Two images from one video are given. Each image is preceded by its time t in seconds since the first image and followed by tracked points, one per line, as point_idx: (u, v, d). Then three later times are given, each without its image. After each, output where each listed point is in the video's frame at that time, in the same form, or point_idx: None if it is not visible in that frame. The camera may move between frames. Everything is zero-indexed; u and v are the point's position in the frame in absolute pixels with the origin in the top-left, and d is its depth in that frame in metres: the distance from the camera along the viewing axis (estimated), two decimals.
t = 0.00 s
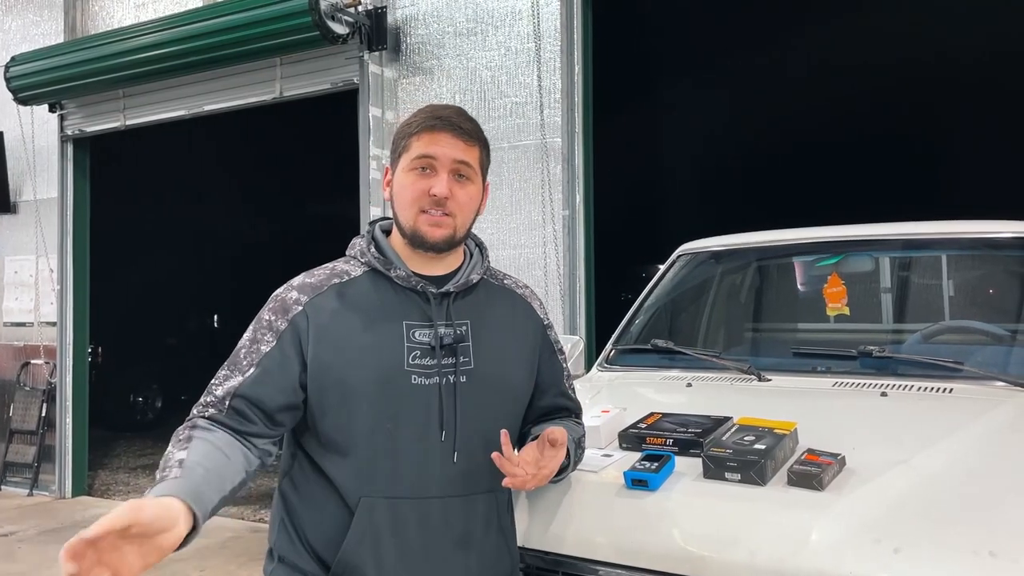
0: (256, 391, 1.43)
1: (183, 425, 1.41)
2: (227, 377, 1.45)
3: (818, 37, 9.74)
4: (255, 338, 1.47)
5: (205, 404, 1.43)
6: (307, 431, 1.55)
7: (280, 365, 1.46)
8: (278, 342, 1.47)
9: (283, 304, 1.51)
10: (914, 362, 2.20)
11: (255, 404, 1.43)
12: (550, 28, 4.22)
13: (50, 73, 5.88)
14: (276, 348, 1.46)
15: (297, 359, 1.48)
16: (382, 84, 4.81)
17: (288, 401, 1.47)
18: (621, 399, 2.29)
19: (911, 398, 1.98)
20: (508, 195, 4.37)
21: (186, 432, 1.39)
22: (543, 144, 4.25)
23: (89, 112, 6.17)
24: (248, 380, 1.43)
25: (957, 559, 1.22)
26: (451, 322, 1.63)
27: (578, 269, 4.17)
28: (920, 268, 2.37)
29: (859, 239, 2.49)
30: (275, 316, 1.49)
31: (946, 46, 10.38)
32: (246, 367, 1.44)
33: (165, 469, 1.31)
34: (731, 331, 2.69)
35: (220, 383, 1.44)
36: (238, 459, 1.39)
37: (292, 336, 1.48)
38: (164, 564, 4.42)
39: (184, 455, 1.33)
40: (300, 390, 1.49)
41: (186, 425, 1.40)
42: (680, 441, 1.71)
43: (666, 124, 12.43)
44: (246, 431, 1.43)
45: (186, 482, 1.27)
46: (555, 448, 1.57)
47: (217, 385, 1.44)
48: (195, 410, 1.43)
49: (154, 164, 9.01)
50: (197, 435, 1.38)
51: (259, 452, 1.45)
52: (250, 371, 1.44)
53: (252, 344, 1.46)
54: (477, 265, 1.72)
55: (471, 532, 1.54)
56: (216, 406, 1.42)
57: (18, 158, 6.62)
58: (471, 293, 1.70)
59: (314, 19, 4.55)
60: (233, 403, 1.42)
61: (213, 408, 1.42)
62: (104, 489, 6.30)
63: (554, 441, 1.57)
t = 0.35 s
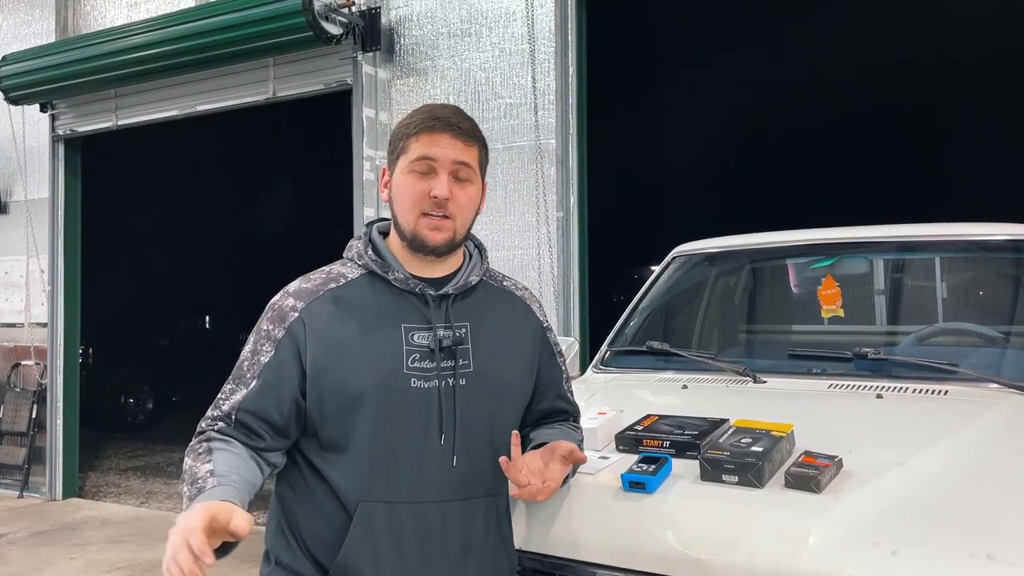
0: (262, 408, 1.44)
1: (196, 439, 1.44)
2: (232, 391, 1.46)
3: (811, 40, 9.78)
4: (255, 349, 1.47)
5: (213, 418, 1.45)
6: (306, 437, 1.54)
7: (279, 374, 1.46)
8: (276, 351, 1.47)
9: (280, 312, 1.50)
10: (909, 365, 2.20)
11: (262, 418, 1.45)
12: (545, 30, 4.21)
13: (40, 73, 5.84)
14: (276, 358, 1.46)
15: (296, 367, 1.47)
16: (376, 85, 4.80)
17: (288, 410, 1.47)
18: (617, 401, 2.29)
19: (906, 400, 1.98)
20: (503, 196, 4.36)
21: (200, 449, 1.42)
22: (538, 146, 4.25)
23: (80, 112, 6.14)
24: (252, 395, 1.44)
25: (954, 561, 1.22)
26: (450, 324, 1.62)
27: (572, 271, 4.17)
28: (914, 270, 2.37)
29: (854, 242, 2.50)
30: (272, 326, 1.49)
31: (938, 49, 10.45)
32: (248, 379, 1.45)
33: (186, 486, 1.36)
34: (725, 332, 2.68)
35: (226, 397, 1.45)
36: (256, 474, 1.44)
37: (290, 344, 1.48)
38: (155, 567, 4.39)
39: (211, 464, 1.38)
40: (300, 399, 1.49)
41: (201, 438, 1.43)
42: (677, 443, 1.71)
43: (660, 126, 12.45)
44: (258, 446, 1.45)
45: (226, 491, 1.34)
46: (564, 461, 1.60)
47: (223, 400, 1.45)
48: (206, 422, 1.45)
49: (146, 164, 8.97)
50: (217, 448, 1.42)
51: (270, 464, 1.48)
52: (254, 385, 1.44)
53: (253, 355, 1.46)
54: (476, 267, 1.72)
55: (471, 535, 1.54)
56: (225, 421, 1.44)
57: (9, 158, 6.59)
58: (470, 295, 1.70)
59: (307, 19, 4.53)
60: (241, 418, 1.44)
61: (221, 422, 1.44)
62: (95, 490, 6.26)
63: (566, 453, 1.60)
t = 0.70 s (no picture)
0: (262, 410, 1.44)
1: (196, 437, 1.42)
2: (230, 392, 1.45)
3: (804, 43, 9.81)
4: (253, 350, 1.46)
5: (211, 421, 1.43)
6: (305, 437, 1.53)
7: (278, 374, 1.46)
8: (275, 352, 1.46)
9: (278, 313, 1.50)
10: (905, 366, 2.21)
11: (262, 420, 1.44)
12: (540, 31, 4.21)
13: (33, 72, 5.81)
14: (276, 359, 1.45)
15: (295, 368, 1.47)
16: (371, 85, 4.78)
17: (287, 411, 1.46)
18: (613, 401, 2.29)
19: (903, 401, 1.98)
20: (498, 197, 4.35)
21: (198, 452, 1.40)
22: (533, 147, 4.24)
23: (73, 112, 6.11)
24: (251, 397, 1.43)
25: (952, 562, 1.23)
26: (449, 325, 1.62)
27: (566, 273, 4.17)
28: (909, 272, 2.38)
29: (849, 243, 2.51)
30: (270, 327, 1.48)
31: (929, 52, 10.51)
32: (248, 380, 1.44)
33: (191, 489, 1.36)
34: (720, 334, 2.69)
35: (225, 398, 1.44)
36: (258, 474, 1.43)
37: (289, 345, 1.47)
38: (148, 568, 4.36)
39: (217, 463, 1.37)
40: (299, 399, 1.48)
41: (201, 438, 1.42)
42: (675, 443, 1.71)
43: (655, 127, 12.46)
44: (257, 446, 1.45)
45: (239, 489, 1.33)
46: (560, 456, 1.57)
47: (222, 400, 1.44)
48: (204, 422, 1.44)
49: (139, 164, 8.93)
50: (219, 447, 1.41)
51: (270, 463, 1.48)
52: (252, 386, 1.43)
53: (251, 356, 1.46)
54: (475, 267, 1.71)
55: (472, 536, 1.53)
56: (224, 421, 1.43)
57: (2, 157, 6.55)
58: (469, 295, 1.69)
59: (302, 19, 4.51)
60: (240, 419, 1.43)
61: (221, 422, 1.43)
62: (87, 491, 6.23)
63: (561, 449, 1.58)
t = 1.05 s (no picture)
0: (259, 410, 1.44)
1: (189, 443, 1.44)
2: (228, 393, 1.45)
3: (799, 45, 9.84)
4: (251, 350, 1.46)
5: (209, 422, 1.44)
6: (304, 438, 1.53)
7: (277, 374, 1.45)
8: (273, 353, 1.46)
9: (277, 313, 1.50)
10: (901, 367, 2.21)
11: (260, 421, 1.44)
12: (535, 33, 4.22)
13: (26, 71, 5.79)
14: (275, 359, 1.45)
15: (294, 368, 1.46)
16: (366, 87, 4.78)
17: (286, 412, 1.46)
18: (609, 402, 2.29)
19: (900, 403, 1.99)
20: (494, 198, 4.35)
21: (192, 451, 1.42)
22: (528, 147, 4.25)
23: (67, 112, 6.09)
24: (249, 397, 1.43)
25: (950, 563, 1.23)
26: (448, 325, 1.62)
27: (562, 274, 4.17)
28: (903, 273, 2.39)
29: (845, 245, 2.52)
30: (269, 326, 1.48)
31: (922, 54, 10.55)
32: (245, 380, 1.44)
33: (175, 503, 1.35)
34: (716, 336, 2.70)
35: (223, 399, 1.44)
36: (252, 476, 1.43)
37: (287, 345, 1.47)
38: (142, 570, 4.35)
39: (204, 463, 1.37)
40: (298, 400, 1.48)
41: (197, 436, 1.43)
42: (673, 445, 1.71)
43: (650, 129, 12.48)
44: (252, 447, 1.45)
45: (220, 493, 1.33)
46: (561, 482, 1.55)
47: (220, 400, 1.45)
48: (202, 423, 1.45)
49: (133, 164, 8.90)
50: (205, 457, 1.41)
51: (267, 465, 1.48)
52: (250, 386, 1.43)
53: (249, 357, 1.45)
54: (472, 267, 1.71)
55: (472, 536, 1.53)
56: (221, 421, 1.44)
57: None
58: (467, 296, 1.69)
59: (297, 19, 4.50)
60: (237, 420, 1.43)
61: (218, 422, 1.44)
62: (80, 493, 6.20)
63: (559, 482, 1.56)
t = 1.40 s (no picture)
0: (254, 415, 1.43)
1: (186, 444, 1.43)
2: (224, 397, 1.45)
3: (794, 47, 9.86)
4: (246, 354, 1.46)
5: (205, 426, 1.44)
6: (299, 441, 1.53)
7: (272, 380, 1.45)
8: (268, 357, 1.46)
9: (271, 316, 1.49)
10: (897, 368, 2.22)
11: (256, 426, 1.44)
12: (531, 34, 4.22)
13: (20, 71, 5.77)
14: (270, 363, 1.45)
15: (289, 372, 1.46)
16: (362, 88, 4.77)
17: (281, 415, 1.46)
18: (606, 404, 2.29)
19: (896, 404, 1.99)
20: (490, 200, 4.35)
21: (189, 454, 1.41)
22: (524, 149, 4.25)
23: (61, 112, 6.07)
24: (243, 402, 1.43)
25: (947, 564, 1.24)
26: (443, 327, 1.62)
27: (557, 275, 4.17)
28: (898, 275, 2.39)
29: (841, 246, 2.52)
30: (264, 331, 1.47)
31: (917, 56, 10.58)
32: (241, 384, 1.44)
33: (177, 500, 1.33)
34: (712, 337, 2.70)
35: (219, 403, 1.44)
36: (246, 479, 1.43)
37: (281, 349, 1.46)
38: (136, 571, 4.33)
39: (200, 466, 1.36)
40: (293, 404, 1.48)
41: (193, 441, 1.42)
42: (670, 447, 1.71)
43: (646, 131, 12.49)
44: (248, 451, 1.44)
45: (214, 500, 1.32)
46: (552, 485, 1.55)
47: (216, 405, 1.45)
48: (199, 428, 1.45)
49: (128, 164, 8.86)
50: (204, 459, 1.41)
51: (263, 468, 1.48)
52: (246, 390, 1.43)
53: (244, 361, 1.45)
54: (468, 269, 1.71)
55: (467, 538, 1.53)
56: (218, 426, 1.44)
57: None
58: (462, 298, 1.69)
59: (293, 20, 4.49)
60: (232, 424, 1.43)
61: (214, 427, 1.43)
62: (74, 494, 6.18)
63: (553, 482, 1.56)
